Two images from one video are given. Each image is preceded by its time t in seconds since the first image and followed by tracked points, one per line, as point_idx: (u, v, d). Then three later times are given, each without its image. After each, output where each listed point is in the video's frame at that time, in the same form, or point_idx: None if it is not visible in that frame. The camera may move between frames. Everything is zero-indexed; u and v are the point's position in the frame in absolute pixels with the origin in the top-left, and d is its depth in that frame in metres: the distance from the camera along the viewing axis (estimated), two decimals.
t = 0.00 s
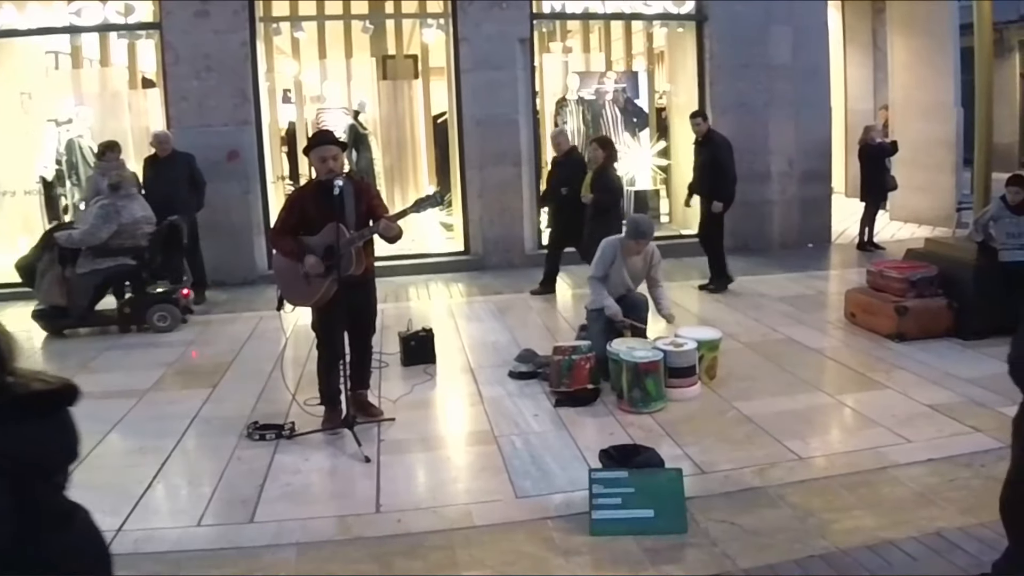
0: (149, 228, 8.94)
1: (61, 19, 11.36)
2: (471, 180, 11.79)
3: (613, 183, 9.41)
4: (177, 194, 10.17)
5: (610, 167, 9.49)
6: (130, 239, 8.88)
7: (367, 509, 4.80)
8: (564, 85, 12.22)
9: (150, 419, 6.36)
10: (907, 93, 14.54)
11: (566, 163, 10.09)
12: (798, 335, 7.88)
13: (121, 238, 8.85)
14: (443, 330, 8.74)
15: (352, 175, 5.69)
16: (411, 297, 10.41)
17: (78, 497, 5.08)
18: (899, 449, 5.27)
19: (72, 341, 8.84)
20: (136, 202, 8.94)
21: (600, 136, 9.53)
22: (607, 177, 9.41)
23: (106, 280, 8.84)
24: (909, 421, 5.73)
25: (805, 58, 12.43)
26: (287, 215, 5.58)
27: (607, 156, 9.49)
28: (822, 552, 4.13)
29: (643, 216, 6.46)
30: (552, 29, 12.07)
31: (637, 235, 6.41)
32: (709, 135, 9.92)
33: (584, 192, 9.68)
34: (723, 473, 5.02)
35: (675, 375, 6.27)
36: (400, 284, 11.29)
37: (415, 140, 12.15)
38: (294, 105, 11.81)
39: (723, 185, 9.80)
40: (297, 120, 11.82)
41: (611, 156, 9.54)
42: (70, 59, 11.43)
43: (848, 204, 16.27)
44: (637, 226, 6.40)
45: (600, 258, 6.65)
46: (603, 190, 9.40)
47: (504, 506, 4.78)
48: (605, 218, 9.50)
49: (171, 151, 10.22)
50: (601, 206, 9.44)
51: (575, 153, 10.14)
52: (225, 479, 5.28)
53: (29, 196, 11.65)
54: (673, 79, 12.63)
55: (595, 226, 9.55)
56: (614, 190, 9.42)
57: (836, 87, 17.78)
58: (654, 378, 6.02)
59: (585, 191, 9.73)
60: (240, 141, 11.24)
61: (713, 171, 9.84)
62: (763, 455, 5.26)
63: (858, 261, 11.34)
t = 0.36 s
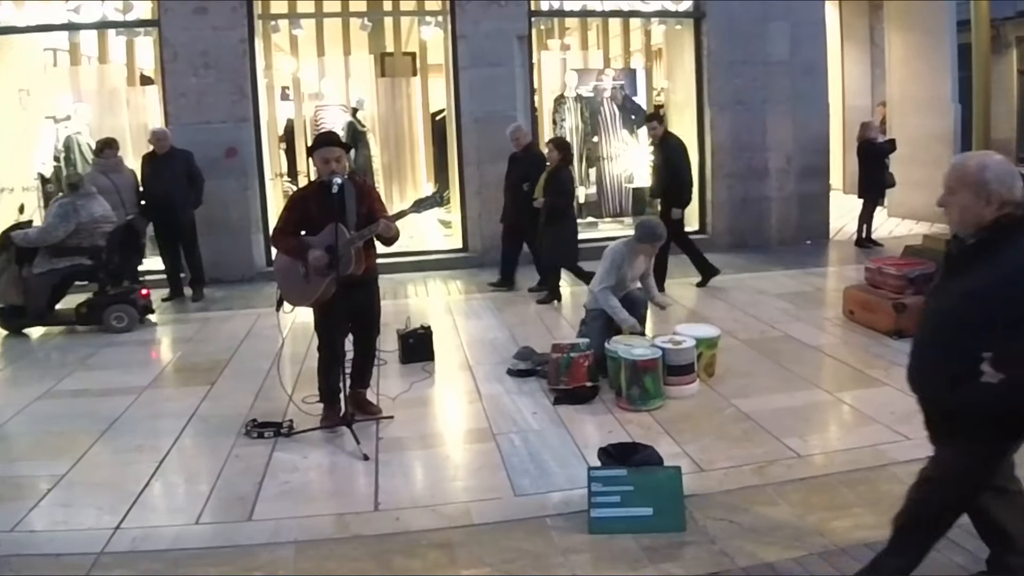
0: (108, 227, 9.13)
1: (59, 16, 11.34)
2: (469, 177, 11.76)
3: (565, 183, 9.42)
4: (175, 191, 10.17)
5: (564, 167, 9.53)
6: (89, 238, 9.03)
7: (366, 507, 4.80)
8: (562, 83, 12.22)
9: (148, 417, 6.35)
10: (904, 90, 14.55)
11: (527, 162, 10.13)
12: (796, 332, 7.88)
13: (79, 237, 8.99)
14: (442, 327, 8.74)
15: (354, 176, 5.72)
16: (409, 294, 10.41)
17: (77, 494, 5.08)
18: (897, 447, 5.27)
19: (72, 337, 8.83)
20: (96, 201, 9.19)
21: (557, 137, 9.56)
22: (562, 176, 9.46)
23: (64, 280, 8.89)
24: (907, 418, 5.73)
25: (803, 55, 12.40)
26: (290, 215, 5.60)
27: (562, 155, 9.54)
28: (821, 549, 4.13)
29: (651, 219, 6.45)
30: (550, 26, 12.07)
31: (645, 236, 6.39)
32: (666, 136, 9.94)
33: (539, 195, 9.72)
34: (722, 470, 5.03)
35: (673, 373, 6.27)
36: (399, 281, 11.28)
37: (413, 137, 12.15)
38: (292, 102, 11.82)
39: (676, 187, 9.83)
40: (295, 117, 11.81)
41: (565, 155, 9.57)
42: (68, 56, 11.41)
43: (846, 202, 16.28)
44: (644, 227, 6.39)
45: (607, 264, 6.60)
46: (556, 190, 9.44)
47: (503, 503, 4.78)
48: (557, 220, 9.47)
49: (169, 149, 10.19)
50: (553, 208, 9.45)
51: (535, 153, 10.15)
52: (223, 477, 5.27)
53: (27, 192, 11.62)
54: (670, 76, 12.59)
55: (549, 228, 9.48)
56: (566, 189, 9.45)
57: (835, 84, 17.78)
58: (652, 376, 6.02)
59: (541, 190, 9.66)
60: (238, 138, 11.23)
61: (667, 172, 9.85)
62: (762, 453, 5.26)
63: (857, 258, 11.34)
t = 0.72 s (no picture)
0: (70, 224, 9.14)
1: (65, 12, 11.35)
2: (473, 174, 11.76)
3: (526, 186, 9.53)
4: (180, 186, 10.18)
5: (526, 168, 9.56)
6: (49, 236, 9.09)
7: (370, 502, 4.80)
8: (567, 80, 12.21)
9: (153, 411, 6.36)
10: (910, 89, 14.52)
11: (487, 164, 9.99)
12: (801, 331, 7.87)
13: (39, 234, 9.07)
14: (446, 323, 8.75)
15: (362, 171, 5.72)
16: (413, 290, 10.42)
17: (82, 489, 5.10)
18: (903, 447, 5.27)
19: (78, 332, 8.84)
20: (60, 199, 9.28)
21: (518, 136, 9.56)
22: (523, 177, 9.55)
23: (23, 277, 8.95)
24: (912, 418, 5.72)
25: (809, 53, 12.35)
26: (296, 209, 5.62)
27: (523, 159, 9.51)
28: (825, 549, 4.13)
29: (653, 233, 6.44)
30: (555, 23, 12.06)
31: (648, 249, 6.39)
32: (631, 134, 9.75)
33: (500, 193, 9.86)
34: (726, 469, 5.02)
35: (678, 371, 6.26)
36: (403, 277, 11.28)
37: (418, 133, 12.15)
38: (297, 98, 11.78)
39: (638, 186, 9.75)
40: (300, 113, 11.81)
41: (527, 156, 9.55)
42: (74, 52, 11.43)
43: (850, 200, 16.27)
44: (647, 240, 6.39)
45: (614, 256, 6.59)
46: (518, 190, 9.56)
47: (507, 501, 4.78)
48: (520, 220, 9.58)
49: (175, 144, 10.21)
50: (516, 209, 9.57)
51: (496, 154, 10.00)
52: (228, 472, 5.28)
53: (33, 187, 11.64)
54: (675, 75, 12.62)
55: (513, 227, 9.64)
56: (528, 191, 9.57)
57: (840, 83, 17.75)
58: (657, 374, 6.02)
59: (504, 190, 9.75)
60: (243, 135, 11.23)
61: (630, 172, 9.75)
62: (766, 452, 5.25)
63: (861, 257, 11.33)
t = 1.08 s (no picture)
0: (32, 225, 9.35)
1: (75, 11, 11.42)
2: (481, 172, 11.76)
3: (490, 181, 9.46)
4: (190, 185, 10.21)
5: (490, 164, 9.46)
6: (13, 236, 9.21)
7: (380, 500, 4.81)
8: (574, 77, 12.22)
9: (164, 409, 6.38)
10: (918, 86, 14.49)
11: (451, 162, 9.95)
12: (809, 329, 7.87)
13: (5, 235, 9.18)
14: (455, 321, 8.76)
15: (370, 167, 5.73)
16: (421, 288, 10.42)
17: (93, 486, 5.12)
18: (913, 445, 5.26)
19: (88, 330, 8.89)
20: (22, 201, 9.49)
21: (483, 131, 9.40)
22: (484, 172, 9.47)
23: None
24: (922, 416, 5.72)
25: (817, 49, 12.32)
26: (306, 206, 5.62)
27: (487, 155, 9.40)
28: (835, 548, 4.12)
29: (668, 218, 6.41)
30: (562, 21, 12.08)
31: (665, 234, 6.32)
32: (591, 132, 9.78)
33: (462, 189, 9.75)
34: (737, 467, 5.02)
35: (686, 369, 6.28)
36: (411, 275, 11.30)
37: (425, 132, 12.13)
38: (305, 96, 11.81)
39: (603, 181, 9.69)
40: (309, 111, 11.82)
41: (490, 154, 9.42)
42: (84, 51, 11.46)
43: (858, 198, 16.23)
44: (663, 225, 6.32)
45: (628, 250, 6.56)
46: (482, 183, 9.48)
47: (517, 498, 4.78)
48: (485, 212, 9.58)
49: (184, 142, 10.22)
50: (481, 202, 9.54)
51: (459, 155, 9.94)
52: (238, 470, 5.29)
53: (44, 185, 11.67)
54: (682, 72, 12.60)
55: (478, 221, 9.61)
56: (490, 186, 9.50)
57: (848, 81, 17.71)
58: (666, 372, 6.03)
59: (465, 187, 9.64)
60: (252, 133, 11.25)
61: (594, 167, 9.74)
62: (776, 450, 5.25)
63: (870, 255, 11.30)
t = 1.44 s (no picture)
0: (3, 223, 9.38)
1: (92, 9, 11.45)
2: (493, 171, 11.77)
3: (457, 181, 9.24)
4: (203, 182, 10.24)
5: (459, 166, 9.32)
6: None
7: (392, 499, 4.82)
8: (586, 78, 12.22)
9: (178, 405, 6.41)
10: (933, 87, 14.44)
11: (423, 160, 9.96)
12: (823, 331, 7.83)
13: None
14: (467, 321, 8.75)
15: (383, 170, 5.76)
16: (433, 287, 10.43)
17: (107, 482, 5.14)
18: (926, 449, 5.24)
19: (102, 326, 8.93)
20: None
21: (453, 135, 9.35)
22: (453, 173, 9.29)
23: None
24: (937, 420, 5.70)
25: (831, 51, 12.28)
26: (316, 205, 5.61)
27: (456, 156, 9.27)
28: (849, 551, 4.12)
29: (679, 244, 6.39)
30: (574, 21, 12.06)
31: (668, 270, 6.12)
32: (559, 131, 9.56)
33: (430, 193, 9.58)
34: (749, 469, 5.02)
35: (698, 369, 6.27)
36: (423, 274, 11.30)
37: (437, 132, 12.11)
38: (319, 95, 11.83)
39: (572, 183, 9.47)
40: (322, 109, 11.83)
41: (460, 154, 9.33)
42: (100, 48, 11.51)
43: (871, 200, 16.18)
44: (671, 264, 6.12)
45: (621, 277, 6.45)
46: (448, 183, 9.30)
47: (529, 498, 4.79)
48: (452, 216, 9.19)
49: (197, 140, 10.25)
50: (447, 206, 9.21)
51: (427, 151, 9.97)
52: (251, 467, 5.31)
53: (59, 181, 11.73)
54: (695, 73, 12.60)
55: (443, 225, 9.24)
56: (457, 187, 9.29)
57: (863, 83, 17.65)
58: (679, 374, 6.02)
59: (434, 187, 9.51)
60: (267, 131, 11.28)
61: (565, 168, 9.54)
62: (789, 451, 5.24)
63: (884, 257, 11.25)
